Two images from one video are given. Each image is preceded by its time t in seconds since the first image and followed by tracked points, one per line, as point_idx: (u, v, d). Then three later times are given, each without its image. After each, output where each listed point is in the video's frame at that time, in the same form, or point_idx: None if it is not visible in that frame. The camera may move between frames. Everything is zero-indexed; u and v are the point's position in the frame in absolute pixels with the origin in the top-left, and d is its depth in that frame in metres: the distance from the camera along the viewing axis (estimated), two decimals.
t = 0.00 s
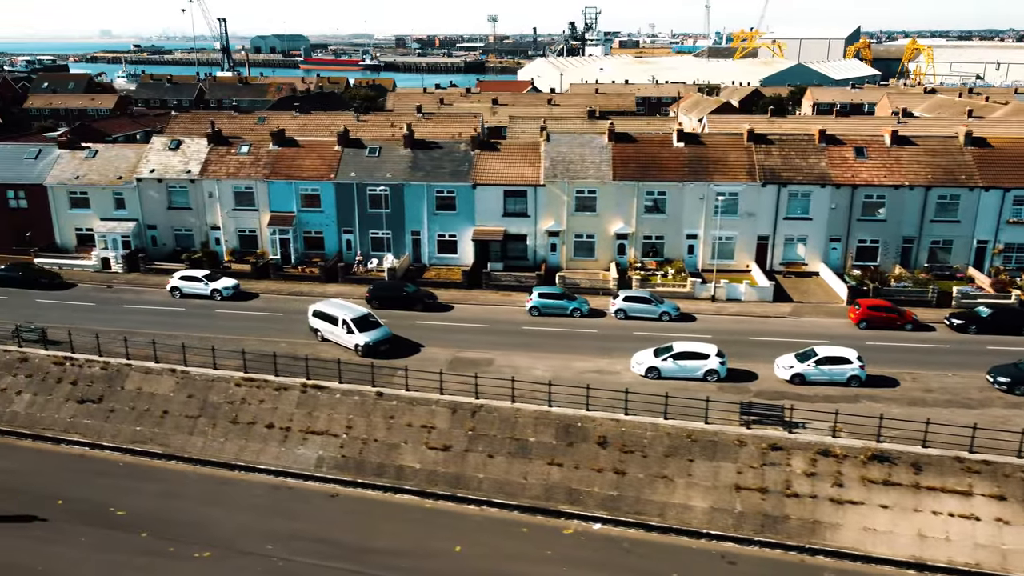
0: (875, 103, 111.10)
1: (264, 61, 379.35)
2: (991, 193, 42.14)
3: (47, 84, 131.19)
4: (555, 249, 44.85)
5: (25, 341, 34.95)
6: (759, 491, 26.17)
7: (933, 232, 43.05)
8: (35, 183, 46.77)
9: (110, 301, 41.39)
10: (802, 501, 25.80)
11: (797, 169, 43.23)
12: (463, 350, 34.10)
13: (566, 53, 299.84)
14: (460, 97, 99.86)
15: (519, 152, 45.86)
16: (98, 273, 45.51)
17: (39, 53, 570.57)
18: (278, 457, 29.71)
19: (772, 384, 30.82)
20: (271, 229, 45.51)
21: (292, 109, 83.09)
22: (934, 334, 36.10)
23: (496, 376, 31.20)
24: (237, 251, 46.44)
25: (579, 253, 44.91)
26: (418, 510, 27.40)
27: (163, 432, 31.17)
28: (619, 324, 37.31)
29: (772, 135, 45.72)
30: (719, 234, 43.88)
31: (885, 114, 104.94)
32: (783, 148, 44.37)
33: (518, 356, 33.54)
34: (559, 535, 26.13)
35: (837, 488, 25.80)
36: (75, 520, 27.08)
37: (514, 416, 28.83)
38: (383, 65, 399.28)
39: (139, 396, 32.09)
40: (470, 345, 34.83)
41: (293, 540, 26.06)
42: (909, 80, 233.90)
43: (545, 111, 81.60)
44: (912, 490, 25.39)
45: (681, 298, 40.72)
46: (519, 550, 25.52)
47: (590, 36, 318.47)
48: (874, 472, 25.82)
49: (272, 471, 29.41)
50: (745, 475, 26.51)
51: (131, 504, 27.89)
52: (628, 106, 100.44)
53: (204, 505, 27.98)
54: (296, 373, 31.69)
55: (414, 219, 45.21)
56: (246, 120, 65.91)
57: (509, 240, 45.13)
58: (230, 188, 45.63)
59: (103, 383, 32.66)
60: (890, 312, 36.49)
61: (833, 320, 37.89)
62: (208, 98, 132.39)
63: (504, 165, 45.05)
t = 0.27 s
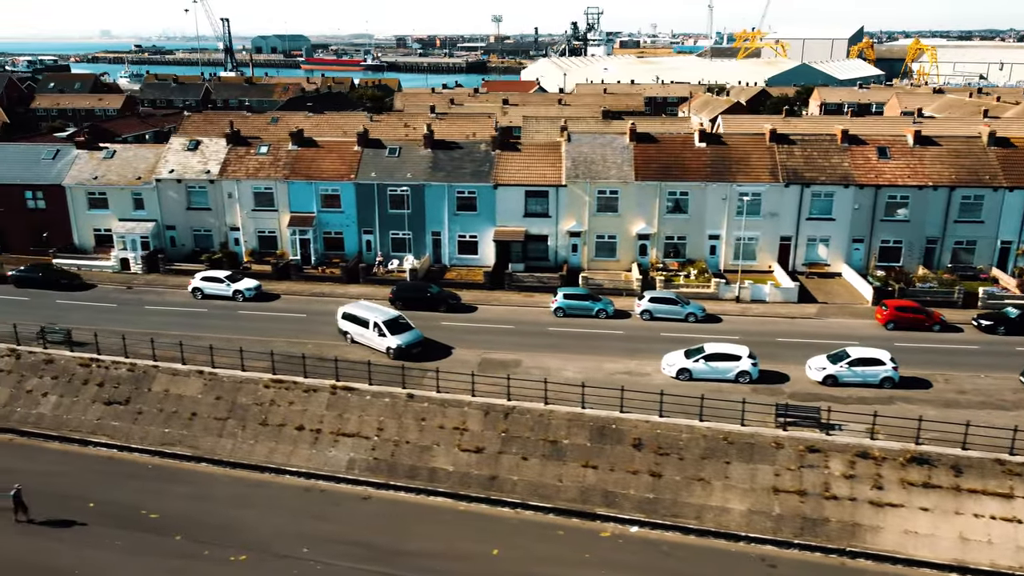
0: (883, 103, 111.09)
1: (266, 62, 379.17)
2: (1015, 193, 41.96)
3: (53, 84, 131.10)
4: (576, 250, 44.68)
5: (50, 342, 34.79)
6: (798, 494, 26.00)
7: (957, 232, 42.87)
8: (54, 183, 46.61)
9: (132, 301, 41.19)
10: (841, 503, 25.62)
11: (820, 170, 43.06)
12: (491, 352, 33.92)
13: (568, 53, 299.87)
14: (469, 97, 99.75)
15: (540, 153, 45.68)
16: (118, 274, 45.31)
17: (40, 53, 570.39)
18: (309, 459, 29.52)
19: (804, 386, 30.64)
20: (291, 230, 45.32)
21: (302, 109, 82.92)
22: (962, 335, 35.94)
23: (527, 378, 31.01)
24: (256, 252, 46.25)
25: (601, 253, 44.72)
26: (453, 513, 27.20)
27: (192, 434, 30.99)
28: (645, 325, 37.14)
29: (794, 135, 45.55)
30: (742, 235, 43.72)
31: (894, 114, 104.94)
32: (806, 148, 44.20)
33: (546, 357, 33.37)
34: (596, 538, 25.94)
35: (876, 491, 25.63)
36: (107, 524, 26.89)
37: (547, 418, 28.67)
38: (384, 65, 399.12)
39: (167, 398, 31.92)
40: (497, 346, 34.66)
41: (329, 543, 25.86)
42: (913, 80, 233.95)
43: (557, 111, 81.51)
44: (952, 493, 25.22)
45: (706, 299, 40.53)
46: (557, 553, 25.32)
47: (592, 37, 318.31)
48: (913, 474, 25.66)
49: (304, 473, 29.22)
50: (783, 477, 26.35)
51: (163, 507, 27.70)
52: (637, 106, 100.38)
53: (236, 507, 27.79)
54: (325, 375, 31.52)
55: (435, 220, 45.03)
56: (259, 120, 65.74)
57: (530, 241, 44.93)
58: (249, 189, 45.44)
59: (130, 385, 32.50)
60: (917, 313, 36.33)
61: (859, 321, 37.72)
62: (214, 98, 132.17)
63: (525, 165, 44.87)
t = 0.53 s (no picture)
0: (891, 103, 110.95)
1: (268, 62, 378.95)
2: None
3: (59, 84, 131.05)
4: (597, 251, 44.51)
5: (76, 343, 34.64)
6: (837, 496, 25.85)
7: (981, 233, 42.73)
8: (72, 183, 46.43)
9: (154, 302, 41.03)
10: (881, 505, 25.47)
11: (843, 170, 42.89)
12: (519, 353, 33.76)
13: (571, 53, 299.79)
14: (478, 97, 99.64)
15: (561, 153, 45.51)
16: (137, 275, 45.12)
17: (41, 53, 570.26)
18: (340, 461, 29.35)
19: (837, 387, 30.48)
20: (311, 230, 45.14)
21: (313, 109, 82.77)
22: (990, 336, 35.79)
23: (559, 379, 30.85)
24: (276, 252, 46.09)
25: (622, 253, 44.56)
26: (488, 515, 27.03)
27: (221, 436, 30.81)
28: (672, 326, 37.00)
29: (816, 135, 45.38)
30: (764, 235, 43.56)
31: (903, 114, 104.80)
32: (829, 148, 44.03)
33: (575, 358, 33.22)
34: (634, 540, 25.78)
35: (916, 493, 25.47)
36: (142, 527, 26.73)
37: (581, 420, 28.53)
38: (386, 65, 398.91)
39: (196, 400, 31.76)
40: (525, 347, 34.50)
41: (365, 545, 25.70)
42: (917, 80, 233.88)
43: (569, 111, 81.35)
44: (994, 495, 25.05)
45: (730, 299, 40.35)
46: (595, 556, 25.15)
47: (594, 37, 318.16)
48: (953, 476, 25.50)
49: (336, 475, 29.05)
50: (822, 479, 26.20)
51: (196, 509, 27.52)
52: (646, 106, 100.23)
53: (269, 510, 27.63)
54: (355, 376, 31.36)
55: (456, 220, 44.85)
56: (273, 120, 65.59)
57: (551, 241, 44.76)
58: (270, 189, 45.26)
59: (158, 386, 32.34)
60: (945, 314, 36.18)
61: (886, 322, 37.57)
62: (221, 98, 131.99)
63: (547, 165, 44.71)
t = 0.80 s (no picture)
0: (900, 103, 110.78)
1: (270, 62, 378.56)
2: None
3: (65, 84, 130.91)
4: (619, 251, 44.38)
5: (102, 344, 34.53)
6: (876, 498, 25.71)
7: (1004, 233, 42.63)
8: (91, 183, 46.28)
9: (176, 303, 40.86)
10: (921, 507, 25.33)
11: (867, 170, 42.77)
12: (548, 354, 33.63)
13: (573, 53, 299.71)
14: (487, 97, 99.51)
15: (583, 153, 45.37)
16: (158, 275, 45.10)
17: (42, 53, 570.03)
18: (373, 463, 29.19)
19: (871, 388, 30.34)
20: (332, 230, 44.98)
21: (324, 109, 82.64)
22: (1019, 337, 35.65)
23: (590, 381, 30.70)
24: (296, 253, 45.94)
25: (644, 254, 44.42)
26: (523, 517, 26.88)
27: (251, 438, 30.65)
28: (698, 326, 36.87)
29: (838, 135, 45.26)
30: (787, 235, 43.43)
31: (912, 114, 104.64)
32: (852, 148, 43.94)
33: (605, 359, 33.08)
34: (673, 542, 25.62)
35: (956, 495, 25.33)
36: (176, 529, 26.59)
37: (615, 421, 28.40)
38: (388, 66, 398.64)
39: (225, 401, 31.61)
40: (553, 348, 34.36)
41: (402, 548, 25.54)
42: (920, 80, 233.73)
43: (580, 111, 81.22)
44: None
45: (755, 300, 40.23)
46: (634, 558, 24.99)
47: (597, 37, 317.99)
48: (994, 478, 25.36)
49: (369, 477, 28.90)
50: (861, 481, 26.05)
51: (230, 512, 27.39)
52: (655, 106, 100.09)
53: (303, 512, 27.47)
54: (385, 377, 31.24)
55: (477, 221, 44.70)
56: (287, 120, 65.46)
57: (573, 242, 44.61)
58: (290, 189, 45.11)
59: (186, 388, 32.20)
60: (973, 314, 36.05)
61: (913, 322, 37.44)
62: (227, 98, 131.85)
63: (568, 165, 44.57)
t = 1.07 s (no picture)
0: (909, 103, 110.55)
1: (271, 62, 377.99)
2: None
3: (72, 84, 130.82)
4: (641, 252, 44.25)
5: (129, 345, 34.42)
6: (916, 500, 25.57)
7: None
8: (111, 184, 46.15)
9: (199, 304, 40.70)
10: (962, 509, 25.19)
11: (890, 170, 42.65)
12: (577, 355, 33.50)
13: (576, 53, 299.62)
14: (496, 97, 99.50)
15: (604, 153, 45.24)
16: (178, 275, 45.05)
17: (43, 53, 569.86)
18: (406, 464, 29.04)
19: (904, 389, 30.20)
20: (353, 231, 44.83)
21: (335, 109, 82.63)
22: None
23: (623, 382, 30.57)
24: (317, 253, 45.80)
25: (667, 254, 44.29)
26: (560, 519, 26.74)
27: (282, 439, 30.49)
28: (726, 327, 36.75)
29: (860, 135, 45.15)
30: (810, 236, 43.31)
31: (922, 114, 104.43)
32: (874, 148, 43.83)
33: (635, 360, 32.95)
34: (711, 544, 25.48)
35: (997, 496, 25.17)
36: (211, 531, 26.46)
37: (650, 423, 28.28)
38: (389, 66, 398.31)
39: (254, 402, 31.47)
40: (582, 349, 34.22)
41: (440, 550, 25.39)
42: (924, 80, 233.52)
43: (593, 111, 81.03)
44: None
45: (780, 301, 40.12)
46: (674, 560, 24.84)
47: (599, 37, 317.90)
48: None
49: (402, 479, 28.74)
50: (900, 483, 25.92)
51: (264, 514, 27.27)
52: (665, 106, 99.89)
53: (337, 514, 27.31)
54: (416, 378, 31.12)
55: (498, 221, 44.56)
56: (301, 120, 65.35)
57: (595, 242, 44.47)
58: (311, 190, 44.98)
59: (215, 389, 32.07)
60: (1002, 315, 35.91)
61: (940, 323, 37.31)
62: (234, 98, 131.76)
63: (590, 165, 44.45)
